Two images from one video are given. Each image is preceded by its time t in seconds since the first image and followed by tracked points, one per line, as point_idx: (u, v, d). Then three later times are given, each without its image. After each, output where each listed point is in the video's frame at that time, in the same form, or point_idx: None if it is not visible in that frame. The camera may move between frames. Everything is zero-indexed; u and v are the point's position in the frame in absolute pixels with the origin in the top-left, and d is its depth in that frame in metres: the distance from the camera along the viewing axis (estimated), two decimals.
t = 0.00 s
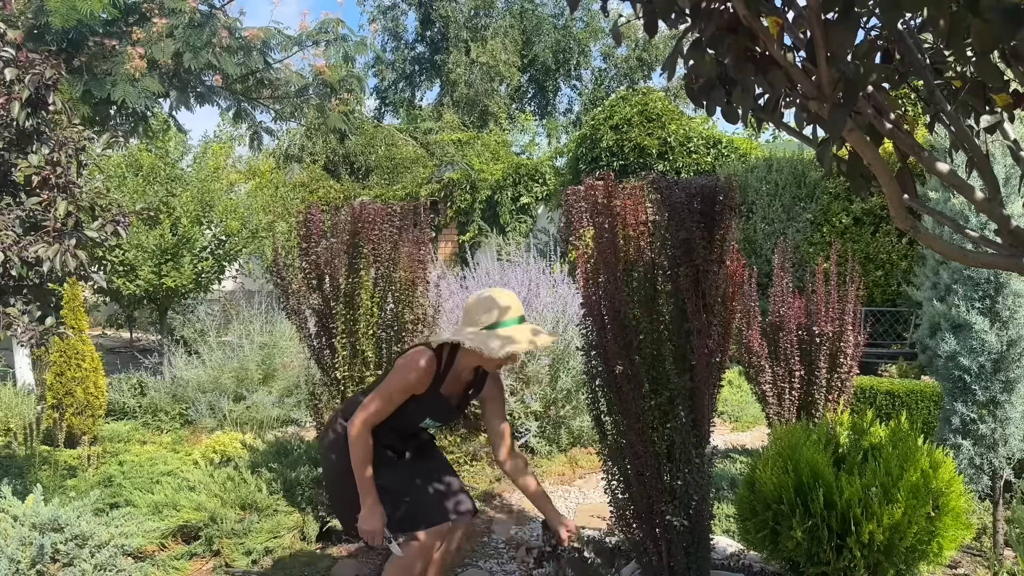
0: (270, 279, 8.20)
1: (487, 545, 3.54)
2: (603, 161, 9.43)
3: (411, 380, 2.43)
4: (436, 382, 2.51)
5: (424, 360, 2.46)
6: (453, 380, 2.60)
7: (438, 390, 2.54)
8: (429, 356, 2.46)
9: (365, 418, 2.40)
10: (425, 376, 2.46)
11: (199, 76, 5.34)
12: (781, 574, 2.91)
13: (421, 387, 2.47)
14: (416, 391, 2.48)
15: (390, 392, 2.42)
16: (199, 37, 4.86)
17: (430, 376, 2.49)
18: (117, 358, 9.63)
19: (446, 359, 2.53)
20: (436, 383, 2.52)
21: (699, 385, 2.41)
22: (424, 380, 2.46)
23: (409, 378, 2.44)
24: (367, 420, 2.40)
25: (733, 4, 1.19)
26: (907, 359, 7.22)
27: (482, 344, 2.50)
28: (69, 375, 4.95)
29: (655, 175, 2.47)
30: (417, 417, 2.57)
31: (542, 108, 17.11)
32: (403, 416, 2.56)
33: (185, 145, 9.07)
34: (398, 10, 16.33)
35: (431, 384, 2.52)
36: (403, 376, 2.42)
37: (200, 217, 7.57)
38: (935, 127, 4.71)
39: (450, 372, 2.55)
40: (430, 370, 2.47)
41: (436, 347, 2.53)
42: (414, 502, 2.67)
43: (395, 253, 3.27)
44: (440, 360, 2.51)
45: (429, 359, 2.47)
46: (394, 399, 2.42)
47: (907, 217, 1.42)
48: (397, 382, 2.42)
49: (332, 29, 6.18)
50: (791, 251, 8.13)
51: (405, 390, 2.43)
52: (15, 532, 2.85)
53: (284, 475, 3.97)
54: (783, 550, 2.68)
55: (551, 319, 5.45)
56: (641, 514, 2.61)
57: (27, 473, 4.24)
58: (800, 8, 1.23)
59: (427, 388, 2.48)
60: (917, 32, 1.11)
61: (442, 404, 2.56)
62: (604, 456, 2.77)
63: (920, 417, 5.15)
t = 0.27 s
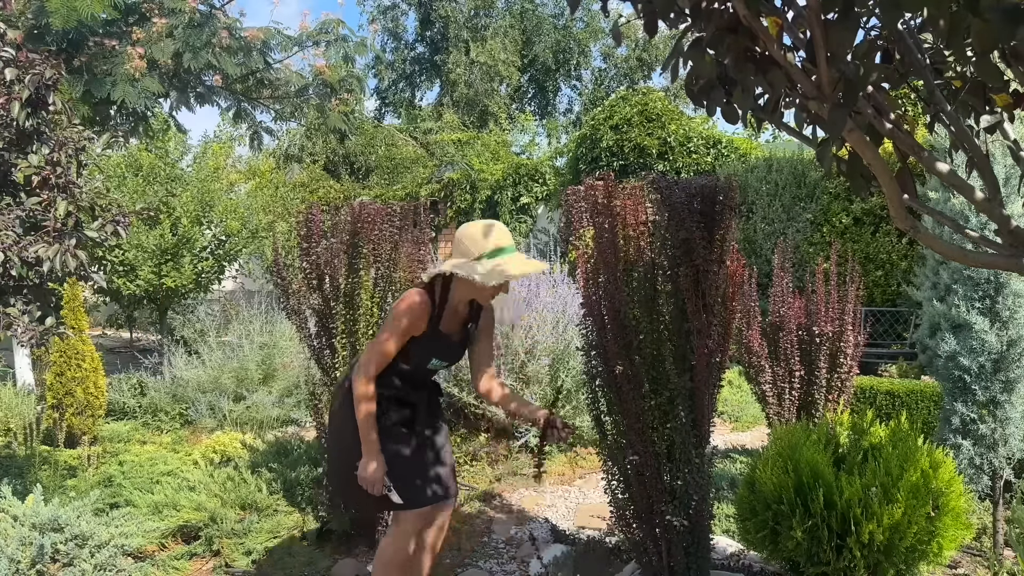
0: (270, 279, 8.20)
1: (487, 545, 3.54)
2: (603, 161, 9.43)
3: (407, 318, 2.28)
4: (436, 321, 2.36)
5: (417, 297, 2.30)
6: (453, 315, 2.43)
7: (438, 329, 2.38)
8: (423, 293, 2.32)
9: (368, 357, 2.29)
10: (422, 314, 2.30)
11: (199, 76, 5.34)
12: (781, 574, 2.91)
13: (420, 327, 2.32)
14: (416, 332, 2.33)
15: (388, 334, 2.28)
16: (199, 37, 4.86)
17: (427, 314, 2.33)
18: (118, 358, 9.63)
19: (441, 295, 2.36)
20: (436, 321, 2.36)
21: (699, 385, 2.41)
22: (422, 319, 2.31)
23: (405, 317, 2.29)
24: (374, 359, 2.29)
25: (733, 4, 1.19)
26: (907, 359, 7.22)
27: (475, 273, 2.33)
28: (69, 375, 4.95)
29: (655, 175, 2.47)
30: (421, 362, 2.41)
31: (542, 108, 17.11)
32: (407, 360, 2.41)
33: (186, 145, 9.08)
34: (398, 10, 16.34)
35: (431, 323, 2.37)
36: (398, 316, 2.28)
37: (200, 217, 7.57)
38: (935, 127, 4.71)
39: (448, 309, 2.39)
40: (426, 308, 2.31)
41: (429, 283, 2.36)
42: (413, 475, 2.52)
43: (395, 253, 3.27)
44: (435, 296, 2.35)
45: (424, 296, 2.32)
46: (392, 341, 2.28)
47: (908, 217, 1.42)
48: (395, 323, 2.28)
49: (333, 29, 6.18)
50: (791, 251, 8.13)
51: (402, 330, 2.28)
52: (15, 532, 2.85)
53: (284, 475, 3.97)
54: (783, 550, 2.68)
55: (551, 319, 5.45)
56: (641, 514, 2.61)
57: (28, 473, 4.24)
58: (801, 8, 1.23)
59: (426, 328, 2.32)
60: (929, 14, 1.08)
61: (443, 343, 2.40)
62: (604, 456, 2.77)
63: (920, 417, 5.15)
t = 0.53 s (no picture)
0: (270, 279, 8.20)
1: (487, 545, 3.53)
2: (603, 161, 9.43)
3: (394, 269, 2.32)
4: (424, 271, 2.41)
5: (401, 248, 2.35)
6: (439, 263, 2.48)
7: (426, 278, 2.42)
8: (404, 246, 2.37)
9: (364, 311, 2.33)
10: (407, 264, 2.35)
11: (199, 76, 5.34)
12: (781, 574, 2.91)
13: (408, 278, 2.36)
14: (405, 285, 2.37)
15: (378, 286, 2.33)
16: (198, 37, 4.86)
17: (414, 265, 2.38)
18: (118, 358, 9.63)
19: (422, 243, 2.42)
20: (423, 271, 2.41)
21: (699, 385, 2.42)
22: (409, 269, 2.36)
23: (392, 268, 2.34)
24: (370, 315, 2.33)
25: (733, 3, 1.19)
26: (907, 359, 7.22)
27: (447, 210, 2.40)
28: (69, 375, 4.95)
29: (655, 175, 2.47)
30: (416, 318, 2.44)
31: (542, 108, 17.11)
32: (403, 319, 2.43)
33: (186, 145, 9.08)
34: (398, 10, 16.35)
35: (420, 274, 2.41)
36: (385, 268, 2.32)
37: (200, 217, 7.58)
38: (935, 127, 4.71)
39: (432, 257, 2.44)
40: (410, 257, 2.36)
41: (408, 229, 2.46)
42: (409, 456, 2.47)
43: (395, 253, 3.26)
44: (417, 246, 2.41)
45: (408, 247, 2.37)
46: (384, 293, 2.33)
47: (908, 217, 1.42)
48: (383, 276, 2.32)
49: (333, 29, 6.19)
50: (791, 251, 8.13)
51: (391, 281, 2.32)
52: (14, 532, 2.85)
53: (284, 476, 3.96)
54: (783, 550, 2.68)
55: (551, 319, 5.45)
56: (640, 514, 2.61)
57: (28, 472, 4.24)
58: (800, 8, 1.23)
59: (413, 278, 2.37)
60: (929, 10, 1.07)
61: (433, 292, 2.43)
62: (604, 456, 2.77)
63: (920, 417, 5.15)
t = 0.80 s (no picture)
0: (270, 279, 8.20)
1: (487, 545, 3.53)
2: (603, 161, 9.43)
3: (379, 263, 2.34)
4: (411, 263, 2.42)
5: (385, 244, 2.37)
6: (424, 254, 2.50)
7: (414, 269, 2.42)
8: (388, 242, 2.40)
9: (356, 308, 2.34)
10: (392, 257, 2.37)
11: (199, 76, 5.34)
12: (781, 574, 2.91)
13: (396, 271, 2.38)
14: (394, 278, 2.39)
15: (367, 283, 2.35)
16: (198, 38, 4.86)
17: (400, 258, 2.39)
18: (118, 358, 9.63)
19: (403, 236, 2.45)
20: (411, 263, 2.42)
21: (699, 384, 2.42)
22: (395, 262, 2.37)
23: (378, 263, 2.36)
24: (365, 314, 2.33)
25: (733, 3, 1.19)
26: (907, 359, 7.21)
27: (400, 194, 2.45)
28: (69, 375, 4.95)
29: (655, 175, 2.47)
30: (412, 311, 2.42)
31: (542, 108, 17.11)
32: (399, 313, 2.42)
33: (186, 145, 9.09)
34: (399, 10, 16.36)
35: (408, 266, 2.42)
36: (371, 264, 2.34)
37: (200, 217, 7.58)
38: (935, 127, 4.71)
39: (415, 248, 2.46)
40: (395, 250, 2.38)
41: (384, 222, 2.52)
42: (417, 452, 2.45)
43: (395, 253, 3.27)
44: (398, 239, 2.44)
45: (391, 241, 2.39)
46: (374, 288, 2.34)
47: (908, 217, 1.43)
48: (370, 272, 2.34)
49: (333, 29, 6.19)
50: (791, 251, 8.13)
51: (378, 276, 2.34)
52: (14, 532, 2.85)
53: (284, 476, 3.96)
54: (783, 550, 2.68)
55: (551, 319, 5.45)
56: (640, 514, 2.61)
57: (28, 472, 4.24)
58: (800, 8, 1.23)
59: (401, 271, 2.38)
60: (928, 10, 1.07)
61: (423, 281, 2.43)
62: (604, 456, 2.77)
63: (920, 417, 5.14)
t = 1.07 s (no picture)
0: (270, 279, 8.21)
1: (487, 545, 3.53)
2: (603, 161, 9.43)
3: (377, 259, 2.35)
4: (410, 256, 2.43)
5: (383, 238, 2.39)
6: (419, 247, 2.53)
7: (412, 263, 2.44)
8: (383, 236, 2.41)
9: (355, 305, 2.35)
10: (390, 251, 2.38)
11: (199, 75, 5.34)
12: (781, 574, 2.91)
13: (393, 265, 2.39)
14: (391, 273, 2.40)
15: (365, 279, 2.36)
16: (198, 37, 4.86)
17: (399, 252, 2.40)
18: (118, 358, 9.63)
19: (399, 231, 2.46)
20: (409, 257, 2.43)
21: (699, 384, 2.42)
22: (393, 256, 2.39)
23: (375, 258, 2.37)
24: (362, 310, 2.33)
25: (733, 3, 1.19)
26: (907, 359, 7.21)
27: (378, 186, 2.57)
28: (69, 375, 4.95)
29: (654, 175, 2.47)
30: (413, 304, 2.43)
31: (542, 108, 17.11)
32: (400, 307, 2.42)
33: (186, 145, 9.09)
34: (398, 10, 16.37)
35: (406, 261, 2.42)
36: (368, 259, 2.35)
37: (200, 217, 7.58)
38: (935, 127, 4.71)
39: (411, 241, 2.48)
40: (393, 245, 2.38)
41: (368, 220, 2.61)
42: (418, 446, 2.44)
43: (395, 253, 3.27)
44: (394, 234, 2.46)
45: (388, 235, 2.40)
46: (372, 284, 2.34)
47: (907, 217, 1.43)
48: (367, 268, 2.35)
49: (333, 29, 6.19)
50: (791, 251, 8.13)
51: (376, 271, 2.35)
52: (14, 532, 2.84)
53: (284, 476, 3.96)
54: (783, 550, 2.68)
55: (551, 320, 5.45)
56: (640, 514, 2.61)
57: (28, 473, 4.24)
58: (799, 8, 1.23)
59: (399, 265, 2.40)
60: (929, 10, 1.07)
61: (421, 272, 2.45)
62: (604, 456, 2.77)
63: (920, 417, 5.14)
